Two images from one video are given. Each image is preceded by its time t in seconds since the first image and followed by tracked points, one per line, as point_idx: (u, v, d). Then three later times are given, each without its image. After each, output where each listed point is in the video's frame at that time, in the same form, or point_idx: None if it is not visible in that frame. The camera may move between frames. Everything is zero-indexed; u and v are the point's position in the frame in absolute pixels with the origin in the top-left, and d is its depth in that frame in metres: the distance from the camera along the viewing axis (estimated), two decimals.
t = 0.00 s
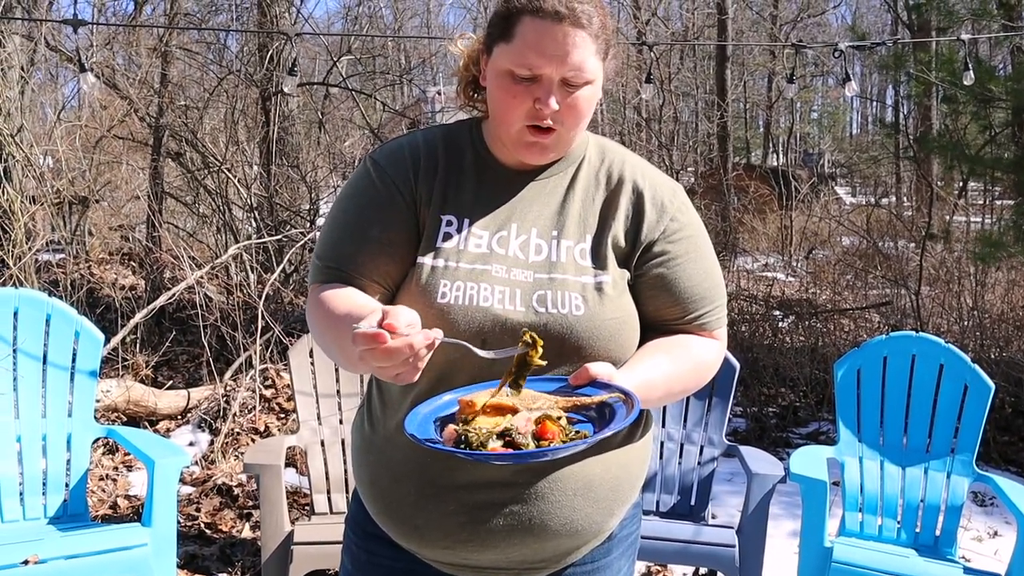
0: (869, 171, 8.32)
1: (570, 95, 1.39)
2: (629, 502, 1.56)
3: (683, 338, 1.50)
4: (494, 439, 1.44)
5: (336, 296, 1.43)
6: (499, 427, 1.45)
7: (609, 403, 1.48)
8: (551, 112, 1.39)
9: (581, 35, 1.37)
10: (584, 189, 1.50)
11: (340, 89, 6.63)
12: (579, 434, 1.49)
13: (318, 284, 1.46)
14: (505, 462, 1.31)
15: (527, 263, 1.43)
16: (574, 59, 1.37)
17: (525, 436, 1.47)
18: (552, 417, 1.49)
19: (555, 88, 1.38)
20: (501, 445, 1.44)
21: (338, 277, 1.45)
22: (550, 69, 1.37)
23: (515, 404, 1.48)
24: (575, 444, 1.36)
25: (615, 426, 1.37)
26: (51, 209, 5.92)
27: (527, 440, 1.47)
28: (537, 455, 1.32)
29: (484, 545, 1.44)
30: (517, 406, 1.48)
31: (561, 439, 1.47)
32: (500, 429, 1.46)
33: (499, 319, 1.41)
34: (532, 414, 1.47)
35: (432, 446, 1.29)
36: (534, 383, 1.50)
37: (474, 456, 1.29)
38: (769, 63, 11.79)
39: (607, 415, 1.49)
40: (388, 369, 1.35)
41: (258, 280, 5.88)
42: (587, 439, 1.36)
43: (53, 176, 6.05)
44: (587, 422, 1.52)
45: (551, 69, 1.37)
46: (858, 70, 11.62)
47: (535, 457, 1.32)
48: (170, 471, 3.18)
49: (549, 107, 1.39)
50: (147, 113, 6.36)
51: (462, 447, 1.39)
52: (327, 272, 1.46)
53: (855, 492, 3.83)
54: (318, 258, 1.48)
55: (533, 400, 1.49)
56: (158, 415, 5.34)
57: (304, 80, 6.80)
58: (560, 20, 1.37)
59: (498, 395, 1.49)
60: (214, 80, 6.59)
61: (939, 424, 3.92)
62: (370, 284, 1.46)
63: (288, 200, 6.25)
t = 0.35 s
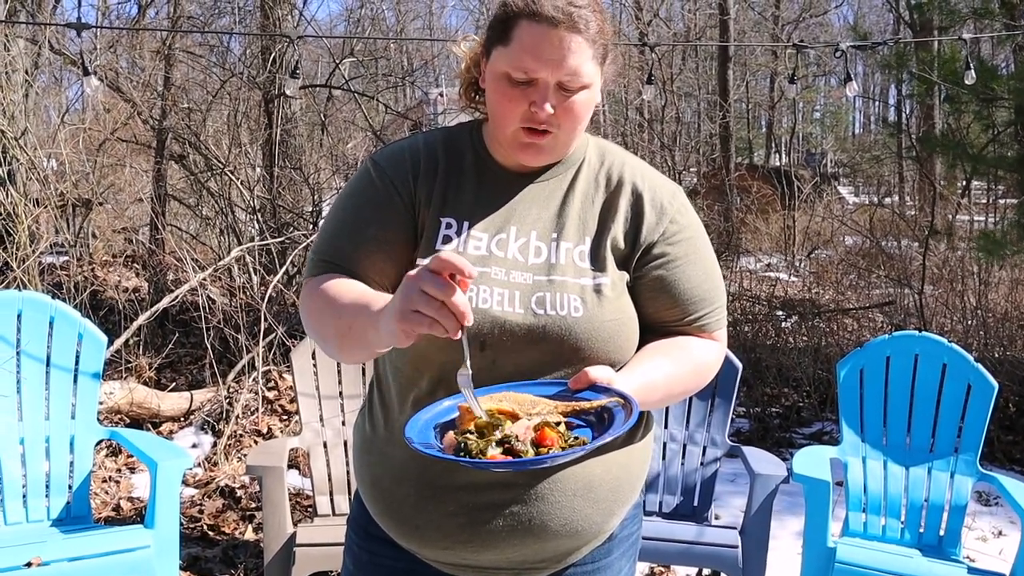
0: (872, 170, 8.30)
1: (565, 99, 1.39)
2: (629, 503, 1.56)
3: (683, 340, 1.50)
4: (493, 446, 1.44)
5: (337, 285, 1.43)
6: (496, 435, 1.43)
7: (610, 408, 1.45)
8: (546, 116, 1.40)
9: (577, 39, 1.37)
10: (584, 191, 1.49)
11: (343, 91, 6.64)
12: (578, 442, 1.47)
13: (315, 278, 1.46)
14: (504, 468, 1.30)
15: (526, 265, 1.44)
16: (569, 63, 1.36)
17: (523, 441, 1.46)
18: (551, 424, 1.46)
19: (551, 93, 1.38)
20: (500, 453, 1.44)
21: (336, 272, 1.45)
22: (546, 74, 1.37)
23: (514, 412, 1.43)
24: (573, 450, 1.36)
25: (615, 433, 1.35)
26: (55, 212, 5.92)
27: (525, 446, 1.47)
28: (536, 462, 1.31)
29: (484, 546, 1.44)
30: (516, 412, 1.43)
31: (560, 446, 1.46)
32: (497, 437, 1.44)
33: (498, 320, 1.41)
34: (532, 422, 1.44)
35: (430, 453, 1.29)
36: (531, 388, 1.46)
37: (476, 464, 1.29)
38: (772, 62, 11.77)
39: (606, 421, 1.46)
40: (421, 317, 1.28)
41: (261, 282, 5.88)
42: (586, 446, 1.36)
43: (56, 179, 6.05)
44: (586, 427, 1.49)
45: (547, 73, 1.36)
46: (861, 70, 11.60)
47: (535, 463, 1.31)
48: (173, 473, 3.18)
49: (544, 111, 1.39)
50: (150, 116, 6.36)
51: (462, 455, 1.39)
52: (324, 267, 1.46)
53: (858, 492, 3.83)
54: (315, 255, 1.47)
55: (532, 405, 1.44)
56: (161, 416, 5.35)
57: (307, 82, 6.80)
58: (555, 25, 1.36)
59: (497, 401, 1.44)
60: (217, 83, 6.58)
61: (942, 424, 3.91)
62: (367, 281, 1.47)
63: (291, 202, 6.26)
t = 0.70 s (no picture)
0: (873, 171, 8.29)
1: (563, 101, 1.40)
2: (628, 503, 1.56)
3: (681, 340, 1.51)
4: (487, 443, 1.42)
5: (342, 288, 1.44)
6: (494, 430, 1.43)
7: (605, 407, 1.44)
8: (544, 118, 1.40)
9: (574, 41, 1.38)
10: (581, 192, 1.50)
11: (344, 93, 6.65)
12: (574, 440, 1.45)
13: (317, 282, 1.47)
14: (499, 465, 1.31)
15: (524, 267, 1.44)
16: (566, 65, 1.37)
17: (519, 438, 1.45)
18: (546, 420, 1.45)
19: (548, 94, 1.39)
20: (494, 449, 1.42)
21: (338, 275, 1.46)
22: (542, 75, 1.37)
23: (508, 408, 1.44)
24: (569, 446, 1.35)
25: (611, 429, 1.35)
26: (55, 214, 5.94)
27: (520, 444, 1.45)
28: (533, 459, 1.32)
29: (483, 546, 1.45)
30: (512, 408, 1.44)
31: (555, 443, 1.45)
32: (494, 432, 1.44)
33: (496, 322, 1.42)
34: (527, 418, 1.44)
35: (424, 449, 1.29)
36: (526, 386, 1.46)
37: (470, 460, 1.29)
38: (773, 64, 11.77)
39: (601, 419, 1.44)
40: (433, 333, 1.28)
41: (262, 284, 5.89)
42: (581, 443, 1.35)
43: (57, 182, 6.06)
44: (582, 425, 1.47)
45: (544, 75, 1.37)
46: (862, 70, 11.59)
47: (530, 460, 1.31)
48: (173, 475, 3.19)
49: (541, 113, 1.40)
50: (150, 119, 6.38)
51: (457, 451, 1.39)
52: (326, 270, 1.46)
53: (858, 493, 3.83)
54: (316, 256, 1.48)
55: (527, 403, 1.45)
56: (162, 419, 5.35)
57: (308, 84, 6.79)
58: (552, 27, 1.37)
59: (492, 399, 1.45)
60: (218, 85, 6.59)
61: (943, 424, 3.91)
62: (367, 282, 1.47)
63: (292, 204, 6.27)
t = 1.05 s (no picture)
0: (874, 168, 8.26)
1: (564, 99, 1.40)
2: (629, 501, 1.56)
3: (684, 335, 1.51)
4: (498, 417, 1.42)
5: (334, 297, 1.43)
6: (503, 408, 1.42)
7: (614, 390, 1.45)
8: (545, 116, 1.40)
9: (575, 39, 1.37)
10: (583, 191, 1.50)
11: (344, 91, 6.65)
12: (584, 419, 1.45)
13: (317, 287, 1.48)
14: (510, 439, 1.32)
15: (526, 265, 1.44)
16: (568, 64, 1.37)
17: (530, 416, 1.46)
18: (558, 399, 1.44)
19: (549, 93, 1.39)
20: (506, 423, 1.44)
21: (338, 281, 1.47)
22: (543, 74, 1.37)
23: (519, 389, 1.40)
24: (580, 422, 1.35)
25: (622, 410, 1.36)
26: (56, 213, 5.95)
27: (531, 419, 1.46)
28: (544, 434, 1.33)
29: (484, 545, 1.45)
30: (522, 390, 1.41)
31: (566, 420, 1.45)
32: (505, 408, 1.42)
33: (498, 319, 1.43)
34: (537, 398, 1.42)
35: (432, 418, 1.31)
36: (536, 372, 1.44)
37: (479, 431, 1.30)
38: (773, 61, 11.76)
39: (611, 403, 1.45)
40: (382, 371, 1.36)
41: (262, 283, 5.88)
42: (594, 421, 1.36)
43: (57, 181, 6.06)
44: (591, 408, 1.48)
45: (545, 73, 1.37)
46: (862, 68, 11.58)
47: (541, 434, 1.32)
48: (174, 473, 3.19)
49: (542, 111, 1.40)
50: (151, 117, 6.38)
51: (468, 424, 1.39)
52: (325, 275, 1.47)
53: (859, 490, 3.83)
54: (316, 260, 1.49)
55: (536, 384, 1.42)
56: (163, 417, 5.35)
57: (308, 83, 6.78)
58: (553, 25, 1.37)
59: (502, 379, 1.42)
60: (218, 84, 6.58)
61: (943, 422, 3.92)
62: (366, 286, 1.47)
63: (292, 203, 6.27)
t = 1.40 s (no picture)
0: (876, 172, 8.10)
1: (564, 102, 1.39)
2: (634, 510, 1.56)
3: (690, 340, 1.50)
4: (512, 429, 1.42)
5: (330, 311, 1.46)
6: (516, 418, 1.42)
7: (626, 398, 1.42)
8: (546, 120, 1.40)
9: (575, 42, 1.38)
10: (585, 197, 1.50)
11: (347, 97, 6.66)
12: (597, 428, 1.41)
13: (322, 300, 1.49)
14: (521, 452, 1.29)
15: (529, 272, 1.44)
16: (567, 66, 1.37)
17: (543, 426, 1.43)
18: (570, 408, 1.43)
19: (550, 96, 1.38)
20: (519, 435, 1.42)
21: (340, 293, 1.48)
22: (543, 77, 1.37)
23: (529, 397, 1.42)
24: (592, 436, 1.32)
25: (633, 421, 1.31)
26: (60, 220, 5.97)
27: (545, 431, 1.43)
28: (552, 446, 1.30)
29: (488, 554, 1.45)
30: (532, 398, 1.42)
31: (579, 431, 1.43)
32: (517, 418, 1.43)
33: (501, 327, 1.43)
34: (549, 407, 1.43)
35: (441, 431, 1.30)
36: (544, 376, 1.45)
37: (487, 445, 1.28)
38: (775, 66, 11.76)
39: (624, 410, 1.41)
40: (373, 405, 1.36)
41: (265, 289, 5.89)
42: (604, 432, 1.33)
43: (61, 187, 6.07)
44: (603, 416, 1.45)
45: (545, 76, 1.37)
46: (864, 72, 11.58)
47: (550, 447, 1.29)
48: (177, 480, 3.18)
49: (542, 114, 1.39)
50: (154, 123, 6.38)
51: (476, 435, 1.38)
52: (328, 289, 1.49)
53: (864, 496, 3.82)
54: (320, 272, 1.51)
55: (546, 393, 1.43)
56: (166, 424, 5.36)
57: (311, 88, 6.78)
58: (552, 27, 1.37)
59: (513, 388, 1.44)
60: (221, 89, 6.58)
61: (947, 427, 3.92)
62: (368, 298, 1.48)
63: (295, 208, 6.28)
